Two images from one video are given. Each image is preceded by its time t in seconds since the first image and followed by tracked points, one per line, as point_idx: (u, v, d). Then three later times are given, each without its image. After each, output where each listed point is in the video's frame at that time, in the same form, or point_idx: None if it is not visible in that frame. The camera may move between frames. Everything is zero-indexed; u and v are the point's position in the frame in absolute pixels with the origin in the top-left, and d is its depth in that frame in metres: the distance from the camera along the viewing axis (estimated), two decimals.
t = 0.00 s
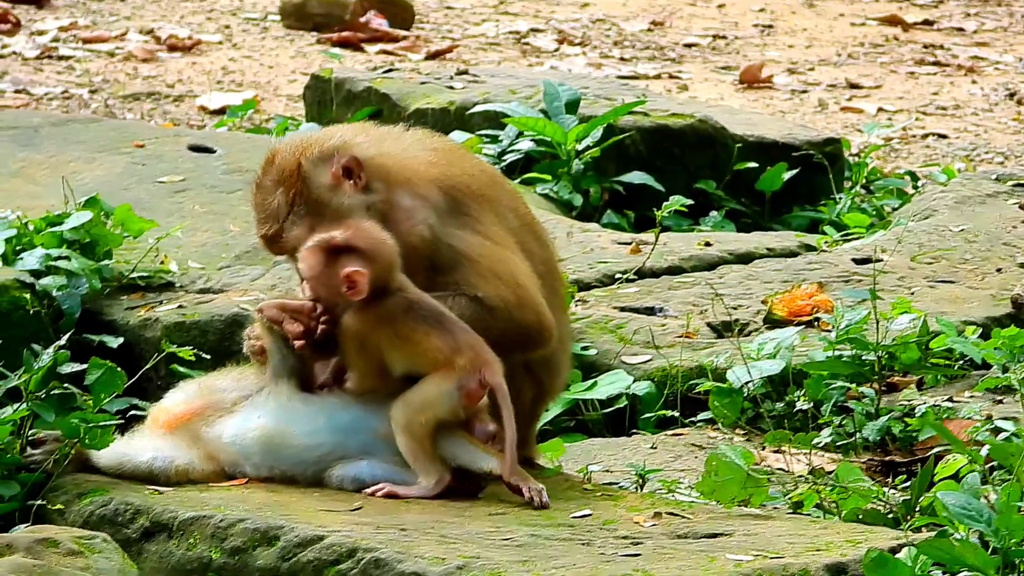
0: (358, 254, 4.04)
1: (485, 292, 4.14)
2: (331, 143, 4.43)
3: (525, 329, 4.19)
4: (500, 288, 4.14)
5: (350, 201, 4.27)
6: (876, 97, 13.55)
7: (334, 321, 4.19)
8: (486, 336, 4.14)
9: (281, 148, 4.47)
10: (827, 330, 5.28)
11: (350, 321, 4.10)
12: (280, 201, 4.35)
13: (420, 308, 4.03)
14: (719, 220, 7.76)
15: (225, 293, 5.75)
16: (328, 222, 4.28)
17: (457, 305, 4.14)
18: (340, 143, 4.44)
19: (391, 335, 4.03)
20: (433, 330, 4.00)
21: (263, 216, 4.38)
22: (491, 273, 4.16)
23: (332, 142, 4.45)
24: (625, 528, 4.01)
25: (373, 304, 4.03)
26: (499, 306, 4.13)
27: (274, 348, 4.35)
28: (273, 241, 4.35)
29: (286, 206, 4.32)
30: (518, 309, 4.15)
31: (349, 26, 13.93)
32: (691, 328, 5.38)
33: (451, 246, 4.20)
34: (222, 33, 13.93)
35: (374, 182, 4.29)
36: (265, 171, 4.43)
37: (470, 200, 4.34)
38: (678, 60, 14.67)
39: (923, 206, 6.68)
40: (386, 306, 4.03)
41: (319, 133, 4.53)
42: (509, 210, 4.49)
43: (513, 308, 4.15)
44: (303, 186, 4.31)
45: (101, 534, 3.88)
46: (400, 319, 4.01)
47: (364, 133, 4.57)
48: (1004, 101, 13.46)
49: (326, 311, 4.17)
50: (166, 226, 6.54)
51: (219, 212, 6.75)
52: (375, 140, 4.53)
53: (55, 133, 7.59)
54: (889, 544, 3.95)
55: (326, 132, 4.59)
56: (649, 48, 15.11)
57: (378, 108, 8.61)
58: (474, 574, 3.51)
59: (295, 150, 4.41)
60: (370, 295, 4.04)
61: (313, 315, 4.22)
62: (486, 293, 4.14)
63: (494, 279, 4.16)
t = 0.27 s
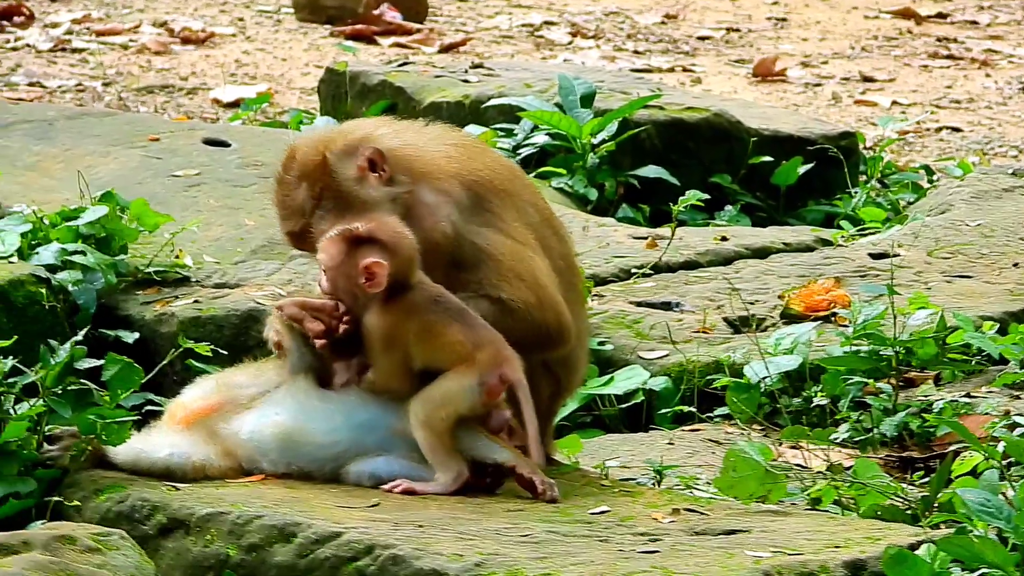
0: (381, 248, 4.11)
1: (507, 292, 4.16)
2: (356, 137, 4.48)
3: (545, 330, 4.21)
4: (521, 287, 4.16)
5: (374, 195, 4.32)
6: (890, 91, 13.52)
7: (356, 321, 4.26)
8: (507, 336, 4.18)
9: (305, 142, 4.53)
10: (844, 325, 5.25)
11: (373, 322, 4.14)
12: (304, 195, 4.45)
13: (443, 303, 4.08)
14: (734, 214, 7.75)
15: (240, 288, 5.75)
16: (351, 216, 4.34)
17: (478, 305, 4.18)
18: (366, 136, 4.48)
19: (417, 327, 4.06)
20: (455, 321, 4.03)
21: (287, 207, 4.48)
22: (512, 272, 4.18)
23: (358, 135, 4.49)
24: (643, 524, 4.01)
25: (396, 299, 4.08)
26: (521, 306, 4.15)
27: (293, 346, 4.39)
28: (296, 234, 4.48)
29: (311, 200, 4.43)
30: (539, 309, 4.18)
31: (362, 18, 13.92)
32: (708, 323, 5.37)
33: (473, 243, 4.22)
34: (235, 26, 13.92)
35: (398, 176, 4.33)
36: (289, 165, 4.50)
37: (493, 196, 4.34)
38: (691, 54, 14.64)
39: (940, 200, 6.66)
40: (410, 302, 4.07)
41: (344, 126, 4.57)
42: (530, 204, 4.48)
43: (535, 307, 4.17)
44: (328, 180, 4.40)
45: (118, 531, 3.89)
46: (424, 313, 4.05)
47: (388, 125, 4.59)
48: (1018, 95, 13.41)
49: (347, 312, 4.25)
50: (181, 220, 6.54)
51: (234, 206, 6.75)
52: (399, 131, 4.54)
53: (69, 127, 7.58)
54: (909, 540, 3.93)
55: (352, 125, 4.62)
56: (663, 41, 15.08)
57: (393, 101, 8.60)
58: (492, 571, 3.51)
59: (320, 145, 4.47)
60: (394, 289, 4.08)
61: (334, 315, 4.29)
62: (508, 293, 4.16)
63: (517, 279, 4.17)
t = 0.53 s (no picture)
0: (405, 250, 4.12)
1: (529, 295, 4.18)
2: (379, 134, 4.44)
3: (566, 331, 4.26)
4: (543, 290, 4.18)
5: (398, 193, 4.28)
6: (902, 85, 13.47)
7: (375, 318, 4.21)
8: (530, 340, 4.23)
9: (326, 139, 4.48)
10: (864, 322, 5.22)
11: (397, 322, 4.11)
12: (329, 193, 4.38)
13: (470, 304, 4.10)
14: (751, 209, 7.71)
15: (258, 287, 5.74)
16: (375, 216, 4.31)
17: (501, 308, 4.20)
18: (389, 133, 4.44)
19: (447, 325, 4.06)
20: (486, 324, 4.07)
21: (310, 206, 4.42)
22: (534, 274, 4.19)
23: (380, 132, 4.45)
24: (666, 524, 4.00)
25: (420, 300, 4.08)
26: (541, 310, 4.18)
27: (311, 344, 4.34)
28: (322, 234, 4.41)
29: (335, 197, 4.36)
30: (560, 313, 4.21)
31: (373, 14, 13.90)
32: (727, 320, 5.34)
33: (495, 243, 4.21)
34: (247, 22, 13.90)
35: (422, 174, 4.30)
36: (311, 163, 4.44)
37: (516, 196, 4.32)
38: (703, 48, 14.60)
39: (958, 195, 6.62)
40: (433, 304, 4.07)
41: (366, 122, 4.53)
42: (552, 202, 4.46)
43: (556, 310, 4.20)
44: (352, 178, 4.34)
45: (139, 532, 3.88)
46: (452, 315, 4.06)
47: (409, 122, 4.56)
48: None
49: (367, 309, 4.20)
50: (197, 219, 6.53)
51: (249, 204, 6.74)
52: (420, 129, 4.51)
53: (83, 125, 7.57)
54: (932, 540, 3.90)
55: (373, 121, 4.58)
56: (675, 36, 15.04)
57: (408, 98, 8.63)
58: (515, 571, 3.50)
59: (342, 143, 4.42)
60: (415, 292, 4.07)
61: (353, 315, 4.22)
62: (530, 296, 4.18)
63: (539, 282, 4.18)
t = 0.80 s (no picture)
0: (434, 264, 4.14)
1: (550, 298, 4.19)
2: (405, 134, 4.48)
3: (588, 335, 4.29)
4: (565, 293, 4.20)
5: (422, 192, 4.31)
6: (913, 80, 13.42)
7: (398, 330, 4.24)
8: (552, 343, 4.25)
9: (351, 138, 4.52)
10: (882, 321, 5.20)
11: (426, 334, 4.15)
12: (351, 191, 4.41)
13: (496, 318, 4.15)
14: (765, 207, 7.67)
15: (273, 286, 5.73)
16: (399, 218, 4.34)
17: (523, 311, 4.22)
18: (414, 134, 4.47)
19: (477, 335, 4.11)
20: (512, 337, 4.13)
21: (332, 204, 4.44)
22: (556, 277, 4.20)
23: (406, 132, 4.49)
24: (687, 525, 3.99)
25: (447, 316, 4.11)
26: (562, 311, 4.20)
27: (332, 348, 4.38)
28: (344, 231, 4.42)
29: (359, 195, 4.39)
30: (582, 316, 4.23)
31: (383, 11, 13.88)
32: (746, 319, 5.32)
33: (518, 244, 4.22)
34: (256, 18, 13.86)
35: (446, 174, 4.32)
36: (335, 161, 4.48)
37: (539, 196, 4.33)
38: (713, 44, 14.55)
39: (973, 193, 6.60)
40: (461, 319, 4.11)
41: (391, 122, 4.56)
42: (575, 202, 4.46)
43: (578, 314, 4.22)
44: (378, 177, 4.37)
45: (159, 534, 3.87)
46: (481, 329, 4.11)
47: (435, 123, 4.59)
48: None
49: (390, 318, 4.23)
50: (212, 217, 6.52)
51: (263, 202, 6.72)
52: (446, 129, 4.53)
53: (96, 123, 7.55)
54: (955, 540, 3.86)
55: (399, 121, 4.61)
56: (684, 32, 15.00)
57: (421, 95, 8.60)
58: (538, 573, 3.48)
59: (368, 142, 4.46)
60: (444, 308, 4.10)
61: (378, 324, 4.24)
62: (552, 300, 4.20)
63: (562, 284, 4.20)
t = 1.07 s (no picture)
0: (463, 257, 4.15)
1: (574, 301, 4.16)
2: (427, 138, 4.44)
3: (611, 336, 4.25)
4: (589, 296, 4.17)
5: (445, 197, 4.27)
6: (921, 76, 13.38)
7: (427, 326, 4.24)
8: (572, 346, 4.21)
9: (372, 140, 4.47)
10: (901, 319, 5.18)
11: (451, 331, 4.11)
12: (373, 195, 4.36)
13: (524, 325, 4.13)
14: (778, 205, 7.64)
15: (289, 287, 5.71)
16: (423, 222, 4.30)
17: (546, 314, 4.18)
18: (437, 137, 4.44)
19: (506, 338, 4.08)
20: (538, 345, 4.11)
21: (354, 208, 4.38)
22: (579, 280, 4.17)
23: (428, 136, 4.45)
24: (710, 526, 3.98)
25: (478, 308, 4.11)
26: (585, 313, 4.16)
27: (354, 348, 4.41)
28: (366, 235, 4.37)
29: (382, 199, 4.34)
30: (605, 320, 4.20)
31: (390, 8, 13.85)
32: (764, 318, 5.31)
33: (540, 246, 4.20)
34: (263, 16, 13.80)
35: (468, 179, 4.30)
36: (356, 164, 4.42)
37: (561, 198, 4.31)
38: (721, 41, 14.52)
39: (989, 191, 6.57)
40: (489, 313, 4.10)
41: (412, 126, 4.53)
42: (596, 204, 4.45)
43: (601, 317, 4.19)
44: (400, 180, 4.32)
45: (180, 537, 3.85)
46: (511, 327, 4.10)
47: (457, 126, 4.56)
48: None
49: (419, 316, 4.21)
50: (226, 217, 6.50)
51: (276, 202, 6.70)
52: (468, 133, 4.50)
53: (108, 123, 7.54)
54: (979, 541, 3.82)
55: (420, 125, 4.57)
56: (692, 28, 14.97)
57: (432, 94, 8.60)
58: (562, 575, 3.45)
59: (390, 144, 4.41)
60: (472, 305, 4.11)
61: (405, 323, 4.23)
62: (576, 302, 4.17)
63: (585, 287, 4.17)
